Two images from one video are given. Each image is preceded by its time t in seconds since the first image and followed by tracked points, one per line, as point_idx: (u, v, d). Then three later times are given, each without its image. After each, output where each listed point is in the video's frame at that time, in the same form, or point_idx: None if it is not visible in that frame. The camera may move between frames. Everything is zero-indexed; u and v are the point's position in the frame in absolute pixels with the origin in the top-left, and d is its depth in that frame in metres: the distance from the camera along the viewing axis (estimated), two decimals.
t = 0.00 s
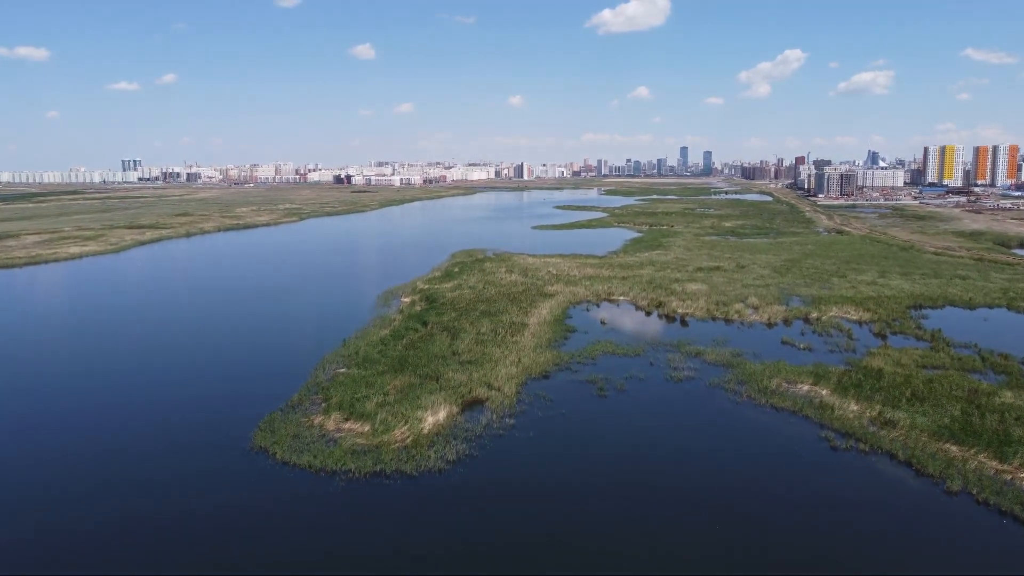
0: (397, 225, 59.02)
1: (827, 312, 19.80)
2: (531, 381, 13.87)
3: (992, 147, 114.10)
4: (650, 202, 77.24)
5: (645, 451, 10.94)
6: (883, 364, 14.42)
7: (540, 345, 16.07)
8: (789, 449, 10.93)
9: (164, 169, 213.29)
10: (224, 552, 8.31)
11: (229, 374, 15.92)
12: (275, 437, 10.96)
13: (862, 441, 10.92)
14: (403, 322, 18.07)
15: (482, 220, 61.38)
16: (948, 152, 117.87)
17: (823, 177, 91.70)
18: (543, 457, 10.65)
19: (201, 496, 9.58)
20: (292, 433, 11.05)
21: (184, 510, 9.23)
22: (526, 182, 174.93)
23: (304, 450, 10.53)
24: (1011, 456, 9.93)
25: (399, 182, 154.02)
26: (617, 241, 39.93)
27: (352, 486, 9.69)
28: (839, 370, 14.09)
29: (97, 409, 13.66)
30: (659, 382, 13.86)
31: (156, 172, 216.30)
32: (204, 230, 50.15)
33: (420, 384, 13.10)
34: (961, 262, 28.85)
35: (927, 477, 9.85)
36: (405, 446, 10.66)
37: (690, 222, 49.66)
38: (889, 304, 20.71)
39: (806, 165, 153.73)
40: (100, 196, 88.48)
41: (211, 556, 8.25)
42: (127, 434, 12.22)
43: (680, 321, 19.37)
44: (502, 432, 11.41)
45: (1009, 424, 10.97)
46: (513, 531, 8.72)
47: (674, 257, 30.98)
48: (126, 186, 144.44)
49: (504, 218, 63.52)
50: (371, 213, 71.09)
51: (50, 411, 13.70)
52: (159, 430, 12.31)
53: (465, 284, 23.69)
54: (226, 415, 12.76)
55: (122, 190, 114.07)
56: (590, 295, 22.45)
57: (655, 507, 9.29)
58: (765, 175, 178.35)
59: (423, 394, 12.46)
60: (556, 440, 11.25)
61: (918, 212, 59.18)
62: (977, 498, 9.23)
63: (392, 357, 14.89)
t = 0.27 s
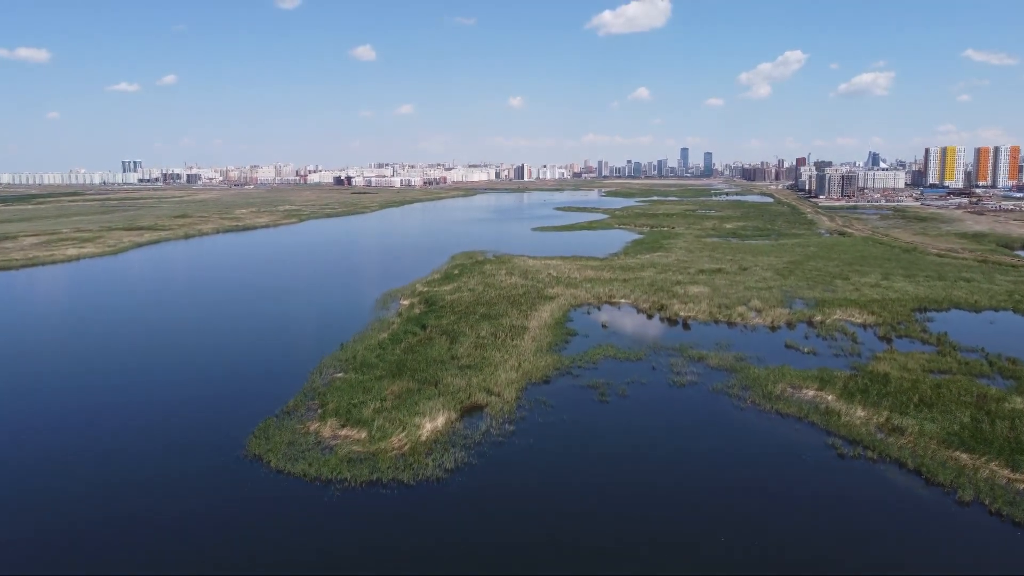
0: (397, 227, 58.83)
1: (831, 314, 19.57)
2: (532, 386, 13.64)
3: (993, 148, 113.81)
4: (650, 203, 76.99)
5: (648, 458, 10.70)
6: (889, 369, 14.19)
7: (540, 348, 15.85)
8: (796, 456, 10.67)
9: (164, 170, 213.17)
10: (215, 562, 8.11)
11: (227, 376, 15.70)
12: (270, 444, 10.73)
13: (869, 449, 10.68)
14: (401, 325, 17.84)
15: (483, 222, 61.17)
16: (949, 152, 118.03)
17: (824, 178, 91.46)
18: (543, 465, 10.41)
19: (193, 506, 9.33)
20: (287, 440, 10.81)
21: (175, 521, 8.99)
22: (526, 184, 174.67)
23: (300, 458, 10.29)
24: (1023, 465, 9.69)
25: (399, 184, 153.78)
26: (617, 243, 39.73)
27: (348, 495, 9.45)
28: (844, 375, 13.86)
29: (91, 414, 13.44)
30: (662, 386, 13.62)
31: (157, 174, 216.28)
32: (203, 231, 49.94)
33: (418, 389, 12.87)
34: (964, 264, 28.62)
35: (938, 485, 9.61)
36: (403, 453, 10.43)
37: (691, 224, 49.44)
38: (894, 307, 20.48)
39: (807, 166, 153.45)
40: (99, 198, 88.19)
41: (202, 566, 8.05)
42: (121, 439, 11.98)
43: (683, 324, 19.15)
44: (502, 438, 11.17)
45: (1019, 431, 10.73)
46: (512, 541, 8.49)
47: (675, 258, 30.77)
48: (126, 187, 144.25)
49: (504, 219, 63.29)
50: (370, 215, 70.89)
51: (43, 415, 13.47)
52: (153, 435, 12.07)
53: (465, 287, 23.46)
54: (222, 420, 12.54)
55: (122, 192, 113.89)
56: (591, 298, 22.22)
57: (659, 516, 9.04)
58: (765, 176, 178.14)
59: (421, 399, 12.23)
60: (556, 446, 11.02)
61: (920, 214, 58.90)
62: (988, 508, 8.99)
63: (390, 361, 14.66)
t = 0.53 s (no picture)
0: (397, 229, 58.62)
1: (835, 318, 19.32)
2: (532, 393, 13.38)
3: (995, 150, 113.55)
4: (651, 205, 76.78)
5: (651, 466, 10.44)
6: (896, 375, 13.93)
7: (541, 353, 15.60)
8: (804, 464, 10.40)
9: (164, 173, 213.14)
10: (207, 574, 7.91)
11: (225, 377, 15.98)
12: (264, 453, 10.49)
13: (878, 458, 10.42)
14: (400, 330, 17.59)
15: (483, 224, 60.94)
16: (951, 154, 118.11)
17: (825, 181, 91.22)
18: (544, 474, 10.16)
19: (185, 519, 9.07)
20: (282, 449, 10.56)
21: (162, 535, 8.72)
22: (526, 186, 174.50)
23: (294, 468, 10.05)
24: None
25: (399, 186, 153.52)
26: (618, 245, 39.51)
27: (343, 506, 9.18)
28: (850, 381, 13.60)
29: (88, 416, 13.64)
30: (664, 393, 13.36)
31: (157, 176, 216.32)
32: (201, 233, 49.72)
33: (416, 396, 12.63)
34: (969, 267, 28.37)
35: (949, 496, 9.35)
36: (399, 462, 10.18)
37: (692, 226, 49.22)
38: (898, 311, 20.23)
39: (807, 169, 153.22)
40: (98, 200, 88.01)
41: None
42: (117, 440, 12.18)
43: (685, 328, 18.90)
44: (502, 446, 10.92)
45: None
46: (512, 554, 8.25)
47: (677, 261, 30.53)
48: (126, 190, 144.16)
49: (505, 221, 63.07)
50: (370, 217, 70.71)
51: (41, 417, 13.65)
52: (149, 436, 12.24)
53: (464, 290, 23.21)
54: (217, 422, 12.69)
55: (121, 194, 113.72)
56: (592, 301, 21.98)
57: (662, 530, 8.77)
58: (766, 178, 177.97)
59: (419, 407, 11.97)
60: (557, 454, 10.76)
61: (922, 216, 58.62)
62: (1002, 520, 8.73)
63: (388, 367, 14.41)
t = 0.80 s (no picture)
0: (397, 232, 58.45)
1: (839, 323, 19.08)
2: (532, 399, 13.14)
3: (996, 153, 113.35)
4: (652, 208, 76.56)
5: (653, 475, 10.20)
6: (903, 381, 13.69)
7: (541, 359, 15.37)
8: (810, 473, 10.17)
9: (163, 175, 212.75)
10: None
11: (226, 378, 16.34)
12: (258, 463, 10.25)
13: (886, 468, 10.17)
14: (398, 335, 17.36)
15: (484, 227, 60.76)
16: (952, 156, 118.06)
17: (826, 183, 91.00)
18: (544, 483, 9.91)
19: (176, 529, 8.86)
20: (276, 458, 10.31)
21: (154, 543, 8.55)
22: (526, 189, 174.36)
23: (288, 478, 9.80)
24: None
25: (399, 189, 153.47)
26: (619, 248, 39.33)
27: (338, 518, 8.93)
28: (856, 387, 13.35)
29: (91, 417, 13.92)
30: (666, 399, 13.10)
31: (157, 178, 216.11)
32: (200, 236, 49.56)
33: (414, 403, 12.38)
34: (973, 270, 28.14)
35: (961, 508, 9.10)
36: (396, 472, 9.92)
37: (693, 229, 48.98)
38: (903, 315, 20.00)
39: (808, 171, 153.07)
40: (97, 203, 87.87)
41: None
42: (120, 439, 12.48)
43: (687, 333, 18.66)
44: (501, 455, 10.67)
45: None
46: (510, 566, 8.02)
47: (678, 265, 30.30)
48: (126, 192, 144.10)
49: (505, 224, 62.90)
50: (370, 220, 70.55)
51: (44, 419, 13.93)
52: (149, 436, 12.51)
53: (464, 294, 22.98)
54: (216, 423, 12.94)
55: (121, 197, 113.57)
56: (593, 305, 21.74)
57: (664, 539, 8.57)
58: (766, 181, 177.82)
59: (416, 414, 11.72)
60: (557, 463, 10.51)
61: (924, 219, 58.40)
62: (1016, 533, 8.48)
63: (386, 373, 14.17)
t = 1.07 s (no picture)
0: (398, 234, 58.20)
1: (843, 327, 18.85)
2: (532, 406, 12.90)
3: (998, 155, 113.24)
4: (652, 210, 76.39)
5: (656, 484, 9.97)
6: (909, 387, 13.45)
7: (541, 364, 15.15)
8: (817, 483, 9.93)
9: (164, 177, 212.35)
10: None
11: (227, 378, 16.58)
12: (251, 472, 10.01)
13: (896, 478, 9.91)
14: (396, 339, 17.13)
15: (484, 229, 60.55)
16: (953, 159, 117.95)
17: (827, 186, 90.89)
18: (545, 493, 9.65)
19: (168, 540, 8.68)
20: (270, 468, 10.06)
21: (149, 554, 8.40)
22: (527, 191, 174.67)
23: (282, 488, 9.56)
24: None
25: (400, 191, 153.42)
26: (620, 252, 39.14)
27: (332, 530, 8.68)
28: (862, 393, 13.11)
29: (93, 419, 14.11)
30: (670, 406, 12.85)
31: (157, 181, 215.74)
32: (199, 239, 49.40)
33: (412, 410, 12.14)
34: (977, 274, 27.90)
35: (972, 520, 8.86)
36: (393, 483, 9.67)
37: (695, 232, 48.75)
38: (908, 319, 19.78)
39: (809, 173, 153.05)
40: (98, 205, 87.90)
41: None
42: (122, 440, 12.70)
43: (690, 337, 18.42)
44: (501, 464, 10.44)
45: None
46: None
47: (680, 268, 30.08)
48: (127, 195, 144.22)
49: (505, 226, 62.64)
50: (371, 222, 70.39)
51: (46, 421, 14.13)
52: (151, 437, 12.69)
53: (464, 298, 22.74)
54: (217, 423, 13.11)
55: (122, 199, 113.56)
56: (594, 309, 21.51)
57: (666, 549, 8.38)
58: (767, 184, 177.60)
59: (414, 422, 11.47)
60: (558, 472, 10.25)
61: (927, 221, 58.16)
62: None
63: (383, 378, 13.94)
